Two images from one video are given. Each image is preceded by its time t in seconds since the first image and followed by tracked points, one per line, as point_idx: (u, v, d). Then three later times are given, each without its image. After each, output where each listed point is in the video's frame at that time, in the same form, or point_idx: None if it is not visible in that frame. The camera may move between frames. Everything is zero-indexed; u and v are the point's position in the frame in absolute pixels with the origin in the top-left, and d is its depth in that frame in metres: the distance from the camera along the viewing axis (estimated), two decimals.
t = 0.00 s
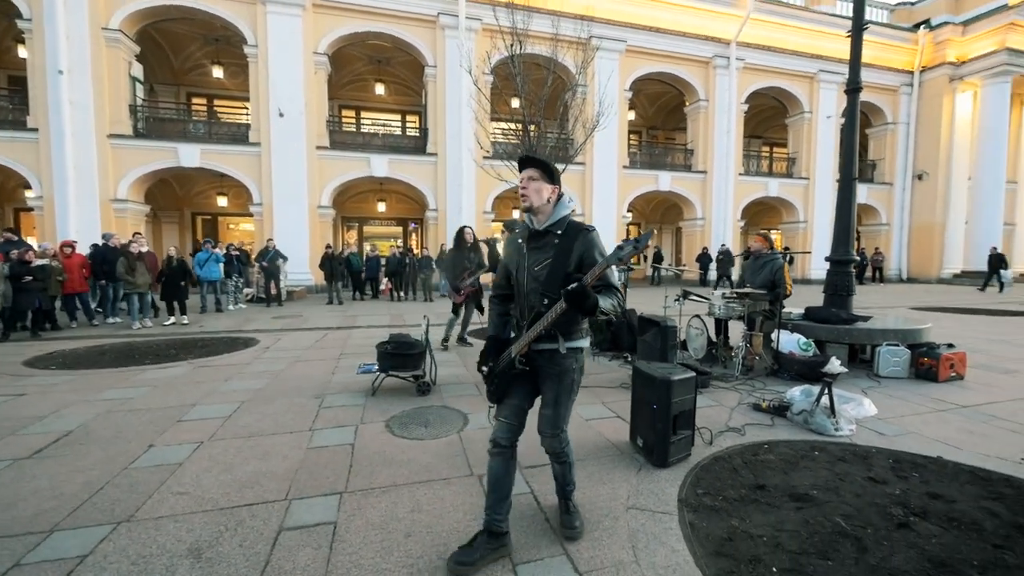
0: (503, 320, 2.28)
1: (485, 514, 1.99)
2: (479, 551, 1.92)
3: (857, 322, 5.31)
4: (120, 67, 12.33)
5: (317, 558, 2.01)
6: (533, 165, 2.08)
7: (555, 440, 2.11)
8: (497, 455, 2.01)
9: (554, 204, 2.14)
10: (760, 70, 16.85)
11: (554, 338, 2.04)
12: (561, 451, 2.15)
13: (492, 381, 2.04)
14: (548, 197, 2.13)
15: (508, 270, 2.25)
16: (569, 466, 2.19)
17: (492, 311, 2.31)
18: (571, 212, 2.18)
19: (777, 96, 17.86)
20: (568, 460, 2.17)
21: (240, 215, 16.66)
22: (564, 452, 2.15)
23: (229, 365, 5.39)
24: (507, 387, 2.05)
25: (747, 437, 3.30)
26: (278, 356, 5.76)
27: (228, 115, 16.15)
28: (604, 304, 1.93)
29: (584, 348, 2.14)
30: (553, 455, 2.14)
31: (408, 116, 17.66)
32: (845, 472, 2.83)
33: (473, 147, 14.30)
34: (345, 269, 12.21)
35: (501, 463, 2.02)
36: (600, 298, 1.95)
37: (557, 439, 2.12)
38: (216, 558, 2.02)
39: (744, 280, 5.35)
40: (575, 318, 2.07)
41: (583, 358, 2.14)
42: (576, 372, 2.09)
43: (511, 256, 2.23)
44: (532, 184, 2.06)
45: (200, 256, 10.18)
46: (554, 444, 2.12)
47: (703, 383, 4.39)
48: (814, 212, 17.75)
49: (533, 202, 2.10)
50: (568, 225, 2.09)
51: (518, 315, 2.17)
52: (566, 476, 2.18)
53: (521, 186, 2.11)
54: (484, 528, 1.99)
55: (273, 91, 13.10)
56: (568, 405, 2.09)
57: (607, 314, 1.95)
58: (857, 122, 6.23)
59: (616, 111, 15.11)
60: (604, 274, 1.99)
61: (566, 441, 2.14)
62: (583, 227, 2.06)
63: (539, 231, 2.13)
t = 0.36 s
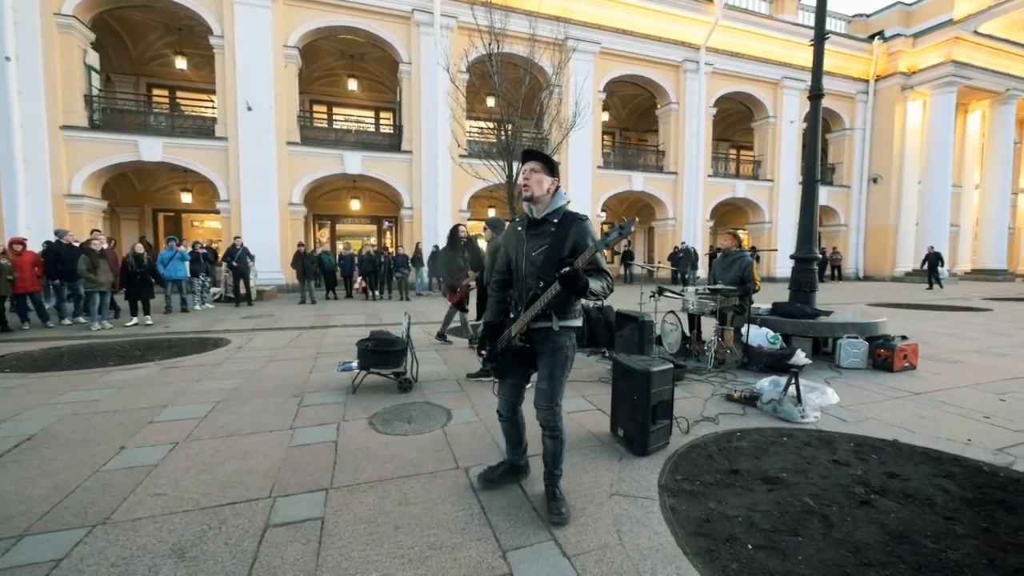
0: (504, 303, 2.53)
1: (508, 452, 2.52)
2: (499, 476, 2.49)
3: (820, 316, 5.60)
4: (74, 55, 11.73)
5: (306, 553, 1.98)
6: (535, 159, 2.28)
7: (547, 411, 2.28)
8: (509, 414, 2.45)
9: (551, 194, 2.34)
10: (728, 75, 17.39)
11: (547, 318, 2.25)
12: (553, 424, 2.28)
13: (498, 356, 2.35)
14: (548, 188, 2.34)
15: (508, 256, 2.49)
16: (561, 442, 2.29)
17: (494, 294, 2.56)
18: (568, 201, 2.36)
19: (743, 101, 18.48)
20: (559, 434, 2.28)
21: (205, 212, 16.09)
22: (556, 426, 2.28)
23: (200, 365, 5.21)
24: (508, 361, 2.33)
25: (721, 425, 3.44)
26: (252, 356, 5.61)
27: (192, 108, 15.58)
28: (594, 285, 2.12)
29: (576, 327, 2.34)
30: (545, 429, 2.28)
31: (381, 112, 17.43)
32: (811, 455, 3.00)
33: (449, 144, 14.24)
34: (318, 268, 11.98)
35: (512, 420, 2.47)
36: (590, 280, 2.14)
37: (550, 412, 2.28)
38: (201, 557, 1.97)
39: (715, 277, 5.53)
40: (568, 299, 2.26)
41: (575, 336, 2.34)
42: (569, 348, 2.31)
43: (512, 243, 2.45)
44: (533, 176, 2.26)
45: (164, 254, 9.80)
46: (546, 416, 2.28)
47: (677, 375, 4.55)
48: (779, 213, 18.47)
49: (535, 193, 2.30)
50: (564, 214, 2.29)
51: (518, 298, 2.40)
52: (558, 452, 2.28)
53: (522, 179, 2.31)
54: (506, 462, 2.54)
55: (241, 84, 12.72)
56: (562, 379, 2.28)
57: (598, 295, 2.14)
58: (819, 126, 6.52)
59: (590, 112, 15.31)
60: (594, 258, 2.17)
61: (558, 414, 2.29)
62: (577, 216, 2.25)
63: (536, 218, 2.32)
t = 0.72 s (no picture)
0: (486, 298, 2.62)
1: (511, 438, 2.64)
2: (504, 460, 2.63)
3: (794, 311, 5.76)
4: (28, 43, 11.11)
5: (290, 557, 1.90)
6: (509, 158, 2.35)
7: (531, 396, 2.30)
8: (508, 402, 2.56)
9: (525, 189, 2.41)
10: (702, 77, 17.74)
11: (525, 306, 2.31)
12: (537, 408, 2.30)
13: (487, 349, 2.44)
14: (522, 185, 2.41)
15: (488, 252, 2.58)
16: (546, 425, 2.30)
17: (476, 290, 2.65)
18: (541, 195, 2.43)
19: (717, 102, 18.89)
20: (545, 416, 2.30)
21: (171, 208, 15.49)
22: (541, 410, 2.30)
23: (170, 367, 5.00)
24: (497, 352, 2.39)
25: (703, 418, 3.50)
26: (225, 357, 5.41)
27: (157, 101, 14.98)
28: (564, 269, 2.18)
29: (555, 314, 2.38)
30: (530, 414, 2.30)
31: (358, 108, 17.14)
32: (789, 445, 3.08)
33: (427, 141, 14.10)
34: (293, 266, 11.68)
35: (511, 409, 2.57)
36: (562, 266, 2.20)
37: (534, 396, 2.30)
38: (178, 565, 1.86)
39: (693, 273, 5.64)
40: (544, 286, 2.31)
41: (554, 323, 2.37)
42: (548, 334, 2.35)
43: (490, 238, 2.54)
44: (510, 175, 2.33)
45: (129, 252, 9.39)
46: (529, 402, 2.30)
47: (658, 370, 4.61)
48: (751, 212, 18.98)
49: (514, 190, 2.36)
50: (536, 206, 2.36)
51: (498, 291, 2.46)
52: (545, 437, 2.28)
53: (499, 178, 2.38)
54: (511, 448, 2.65)
55: (209, 77, 12.31)
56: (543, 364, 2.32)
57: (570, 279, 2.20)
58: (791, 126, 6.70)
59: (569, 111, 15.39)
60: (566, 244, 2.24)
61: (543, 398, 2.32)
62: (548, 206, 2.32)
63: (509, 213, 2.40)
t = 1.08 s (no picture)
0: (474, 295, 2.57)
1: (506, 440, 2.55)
2: (498, 464, 2.51)
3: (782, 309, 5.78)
4: None
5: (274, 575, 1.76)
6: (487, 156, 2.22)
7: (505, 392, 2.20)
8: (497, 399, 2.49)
9: (507, 184, 2.32)
10: (687, 76, 17.86)
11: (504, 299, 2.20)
12: (513, 405, 2.20)
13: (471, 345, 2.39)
14: (504, 181, 2.31)
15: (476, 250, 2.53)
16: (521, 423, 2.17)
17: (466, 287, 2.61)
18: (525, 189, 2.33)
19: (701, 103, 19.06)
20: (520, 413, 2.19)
21: (146, 205, 14.97)
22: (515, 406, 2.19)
23: (144, 370, 4.77)
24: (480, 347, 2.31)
25: (698, 417, 3.45)
26: (203, 358, 5.19)
27: (131, 94, 14.46)
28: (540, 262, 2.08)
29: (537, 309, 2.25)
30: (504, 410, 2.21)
31: (341, 104, 16.85)
32: (786, 444, 3.05)
33: (412, 137, 13.90)
34: (274, 265, 11.38)
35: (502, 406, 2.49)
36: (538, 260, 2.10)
37: (510, 392, 2.20)
38: None
39: (684, 271, 5.62)
40: (525, 280, 2.20)
41: (536, 318, 2.25)
42: (528, 329, 2.22)
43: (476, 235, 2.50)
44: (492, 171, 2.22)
45: (100, 250, 9.01)
46: (504, 398, 2.21)
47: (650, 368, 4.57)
48: (734, 211, 19.21)
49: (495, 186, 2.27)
50: (517, 200, 2.27)
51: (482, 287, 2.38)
52: (521, 435, 2.16)
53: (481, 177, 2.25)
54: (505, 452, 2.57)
55: (186, 69, 11.91)
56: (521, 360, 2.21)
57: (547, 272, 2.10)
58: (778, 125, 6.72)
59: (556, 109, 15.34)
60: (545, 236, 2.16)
61: (520, 394, 2.21)
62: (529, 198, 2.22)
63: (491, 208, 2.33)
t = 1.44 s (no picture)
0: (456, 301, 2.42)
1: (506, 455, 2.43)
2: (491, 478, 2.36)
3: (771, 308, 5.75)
4: None
5: None
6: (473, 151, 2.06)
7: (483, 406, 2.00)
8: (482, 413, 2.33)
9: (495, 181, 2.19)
10: (669, 77, 17.94)
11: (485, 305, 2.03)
12: (492, 421, 2.00)
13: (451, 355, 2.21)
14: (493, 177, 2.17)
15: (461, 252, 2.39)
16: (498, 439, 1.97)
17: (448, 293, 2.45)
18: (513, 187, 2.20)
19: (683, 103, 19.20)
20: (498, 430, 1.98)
21: (113, 202, 14.32)
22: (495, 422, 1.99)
23: (106, 378, 4.43)
24: (462, 357, 2.14)
25: (695, 421, 3.34)
26: (172, 364, 4.88)
27: (95, 85, 13.78)
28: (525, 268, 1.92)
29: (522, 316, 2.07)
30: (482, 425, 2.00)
31: (320, 99, 16.42)
32: (786, 448, 2.96)
33: (394, 134, 13.61)
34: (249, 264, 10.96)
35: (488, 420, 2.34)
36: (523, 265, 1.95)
37: (489, 407, 2.01)
38: None
39: (673, 270, 5.55)
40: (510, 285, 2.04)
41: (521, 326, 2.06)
42: (511, 337, 2.04)
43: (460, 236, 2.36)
44: (481, 169, 2.06)
45: (61, 249, 8.51)
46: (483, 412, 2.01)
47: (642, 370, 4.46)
48: (715, 210, 19.42)
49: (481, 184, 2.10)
50: (504, 199, 2.13)
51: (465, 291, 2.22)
52: (496, 454, 1.96)
53: (467, 174, 2.09)
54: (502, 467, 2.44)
55: (154, 59, 11.39)
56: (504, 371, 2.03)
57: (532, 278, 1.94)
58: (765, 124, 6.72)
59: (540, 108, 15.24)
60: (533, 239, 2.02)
61: (501, 409, 2.02)
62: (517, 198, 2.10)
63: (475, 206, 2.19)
